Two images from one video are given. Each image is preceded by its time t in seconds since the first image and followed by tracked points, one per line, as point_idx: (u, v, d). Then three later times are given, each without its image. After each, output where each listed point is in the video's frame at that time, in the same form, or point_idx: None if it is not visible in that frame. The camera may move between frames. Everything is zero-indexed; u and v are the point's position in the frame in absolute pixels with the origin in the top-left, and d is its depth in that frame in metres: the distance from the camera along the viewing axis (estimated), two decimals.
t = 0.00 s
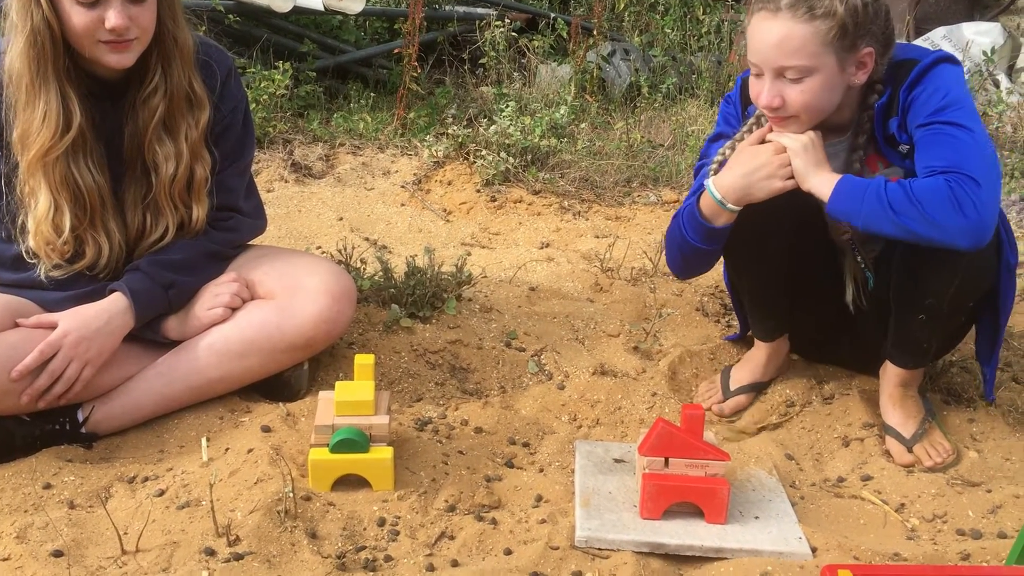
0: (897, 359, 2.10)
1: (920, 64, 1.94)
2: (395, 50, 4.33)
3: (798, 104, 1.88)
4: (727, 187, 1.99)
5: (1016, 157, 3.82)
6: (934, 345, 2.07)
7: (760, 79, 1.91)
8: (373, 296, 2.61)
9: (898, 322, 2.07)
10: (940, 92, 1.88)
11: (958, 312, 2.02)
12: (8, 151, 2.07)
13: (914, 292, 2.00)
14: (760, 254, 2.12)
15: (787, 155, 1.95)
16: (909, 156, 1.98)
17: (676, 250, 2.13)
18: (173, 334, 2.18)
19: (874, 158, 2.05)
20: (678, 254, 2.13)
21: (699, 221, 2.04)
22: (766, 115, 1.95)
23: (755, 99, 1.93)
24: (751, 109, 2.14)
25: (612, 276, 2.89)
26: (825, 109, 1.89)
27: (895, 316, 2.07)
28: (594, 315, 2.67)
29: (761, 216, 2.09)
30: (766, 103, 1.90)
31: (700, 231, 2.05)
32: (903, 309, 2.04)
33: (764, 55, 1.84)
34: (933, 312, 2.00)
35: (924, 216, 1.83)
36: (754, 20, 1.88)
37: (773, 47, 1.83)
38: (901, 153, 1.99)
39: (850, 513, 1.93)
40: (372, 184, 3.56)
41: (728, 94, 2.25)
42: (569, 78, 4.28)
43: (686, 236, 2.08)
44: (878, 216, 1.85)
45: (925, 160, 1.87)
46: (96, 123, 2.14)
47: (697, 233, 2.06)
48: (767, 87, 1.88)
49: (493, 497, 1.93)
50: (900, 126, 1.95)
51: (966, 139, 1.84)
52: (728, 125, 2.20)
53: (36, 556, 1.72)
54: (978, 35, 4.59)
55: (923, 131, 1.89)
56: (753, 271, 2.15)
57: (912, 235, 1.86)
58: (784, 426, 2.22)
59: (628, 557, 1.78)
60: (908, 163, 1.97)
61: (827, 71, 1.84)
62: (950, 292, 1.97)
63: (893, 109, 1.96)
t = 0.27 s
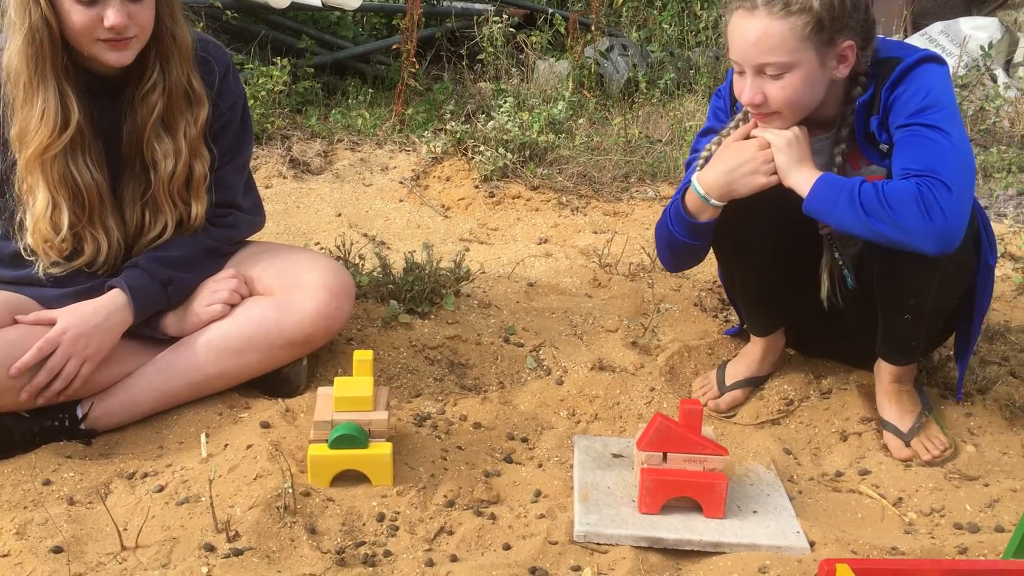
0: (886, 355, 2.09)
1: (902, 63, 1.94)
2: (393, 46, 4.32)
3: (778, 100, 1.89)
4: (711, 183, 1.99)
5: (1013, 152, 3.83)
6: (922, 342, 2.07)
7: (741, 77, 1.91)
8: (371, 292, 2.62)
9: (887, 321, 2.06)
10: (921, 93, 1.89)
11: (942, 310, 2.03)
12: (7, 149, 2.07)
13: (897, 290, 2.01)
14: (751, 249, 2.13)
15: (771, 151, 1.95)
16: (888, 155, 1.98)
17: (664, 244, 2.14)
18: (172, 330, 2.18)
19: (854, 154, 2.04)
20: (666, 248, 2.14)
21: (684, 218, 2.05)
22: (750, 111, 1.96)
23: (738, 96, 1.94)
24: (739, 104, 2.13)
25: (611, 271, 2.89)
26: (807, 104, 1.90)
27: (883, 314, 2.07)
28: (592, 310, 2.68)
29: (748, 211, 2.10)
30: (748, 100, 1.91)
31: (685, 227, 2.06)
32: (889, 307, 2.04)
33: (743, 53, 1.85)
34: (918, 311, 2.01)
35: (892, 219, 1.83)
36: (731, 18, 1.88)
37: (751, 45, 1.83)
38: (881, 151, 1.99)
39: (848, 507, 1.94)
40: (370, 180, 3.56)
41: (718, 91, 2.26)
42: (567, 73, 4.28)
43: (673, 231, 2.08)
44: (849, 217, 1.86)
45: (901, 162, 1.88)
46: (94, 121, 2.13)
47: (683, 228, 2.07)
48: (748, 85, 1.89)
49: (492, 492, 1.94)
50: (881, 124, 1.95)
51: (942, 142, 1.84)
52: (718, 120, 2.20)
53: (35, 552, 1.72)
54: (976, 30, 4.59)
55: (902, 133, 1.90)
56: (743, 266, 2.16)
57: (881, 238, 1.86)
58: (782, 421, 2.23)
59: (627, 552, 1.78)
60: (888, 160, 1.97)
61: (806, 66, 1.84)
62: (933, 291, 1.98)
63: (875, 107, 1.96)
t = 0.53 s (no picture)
0: (889, 350, 2.10)
1: (906, 57, 1.94)
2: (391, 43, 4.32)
3: (783, 97, 1.88)
4: (715, 179, 1.98)
5: (1012, 148, 3.82)
6: (925, 336, 2.07)
7: (745, 75, 1.90)
8: (369, 289, 2.61)
9: (888, 315, 2.06)
10: (926, 87, 1.89)
11: (946, 304, 2.02)
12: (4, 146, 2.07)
13: (901, 285, 2.00)
14: (751, 245, 2.13)
15: (775, 148, 1.94)
16: (893, 150, 1.97)
17: (666, 241, 2.13)
18: (169, 328, 2.18)
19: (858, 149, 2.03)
20: (668, 246, 2.13)
21: (687, 215, 2.05)
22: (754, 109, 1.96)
23: (742, 94, 1.93)
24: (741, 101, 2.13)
25: (609, 268, 2.89)
26: (811, 101, 1.90)
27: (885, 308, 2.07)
28: (590, 307, 2.67)
29: (749, 207, 2.09)
30: (752, 98, 1.90)
31: (689, 223, 2.05)
32: (893, 302, 2.04)
33: (746, 50, 1.84)
34: (922, 306, 2.01)
35: (902, 213, 1.83)
36: (734, 17, 1.88)
37: (755, 42, 1.83)
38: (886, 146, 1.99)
39: (846, 503, 1.94)
40: (369, 176, 3.56)
41: (719, 88, 2.25)
42: (565, 70, 4.27)
43: (676, 228, 2.07)
44: (859, 213, 1.85)
45: (909, 156, 1.87)
46: (91, 117, 2.13)
47: (686, 224, 2.06)
48: (752, 82, 1.89)
49: (490, 489, 1.93)
50: (885, 119, 1.95)
51: (950, 136, 1.84)
52: (719, 117, 2.20)
53: (33, 549, 1.72)
54: (975, 26, 4.59)
55: (907, 127, 1.89)
56: (744, 262, 2.16)
57: (892, 233, 1.86)
58: (781, 417, 2.22)
59: (625, 548, 1.78)
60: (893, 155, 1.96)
61: (812, 62, 1.84)
62: (937, 285, 1.97)
63: (878, 102, 1.95)
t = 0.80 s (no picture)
0: (890, 347, 2.10)
1: (916, 52, 1.95)
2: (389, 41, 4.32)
3: (798, 94, 1.88)
4: (727, 174, 1.97)
5: (1010, 147, 3.83)
6: (929, 332, 2.07)
7: (759, 71, 1.90)
8: (368, 288, 2.61)
9: (893, 310, 2.07)
10: (937, 81, 1.89)
11: (952, 300, 2.02)
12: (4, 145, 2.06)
13: (908, 279, 2.01)
14: (757, 241, 2.12)
15: (788, 144, 1.94)
16: (905, 144, 1.99)
17: (673, 239, 2.12)
18: (168, 326, 2.18)
19: (869, 145, 2.05)
20: (676, 243, 2.12)
21: (697, 210, 2.04)
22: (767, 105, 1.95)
23: (755, 92, 1.93)
24: (751, 97, 2.13)
25: (608, 267, 2.89)
26: (825, 98, 1.90)
27: (890, 303, 2.08)
28: (589, 305, 2.67)
29: (758, 203, 2.08)
30: (767, 95, 1.90)
31: (699, 219, 2.04)
32: (898, 297, 2.05)
33: (762, 47, 1.84)
34: (928, 300, 2.01)
35: (922, 205, 1.83)
36: (749, 12, 1.87)
37: (771, 39, 1.82)
38: (898, 141, 2.00)
39: (845, 501, 1.94)
40: (367, 175, 3.55)
41: (725, 85, 2.25)
42: (564, 68, 4.27)
43: (684, 224, 2.07)
44: (876, 207, 1.85)
45: (924, 149, 1.87)
46: (90, 116, 2.13)
47: (695, 220, 2.05)
48: (767, 79, 1.88)
49: (489, 487, 1.93)
50: (897, 114, 1.96)
51: (963, 128, 1.85)
52: (726, 114, 2.20)
53: (31, 548, 1.71)
54: (972, 25, 4.59)
55: (921, 120, 1.89)
56: (748, 258, 2.15)
57: (912, 225, 1.86)
58: (780, 416, 2.22)
59: (623, 546, 1.78)
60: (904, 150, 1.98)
61: (828, 59, 1.84)
62: (944, 280, 1.97)
63: (889, 98, 1.97)
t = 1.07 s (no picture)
0: (890, 346, 2.11)
1: (912, 51, 1.96)
2: (387, 42, 4.32)
3: (797, 92, 1.89)
4: (726, 171, 1.97)
5: (1006, 148, 3.84)
6: (926, 331, 2.08)
7: (758, 70, 1.90)
8: (365, 288, 2.62)
9: (891, 308, 2.08)
10: (933, 78, 1.90)
11: (951, 299, 2.03)
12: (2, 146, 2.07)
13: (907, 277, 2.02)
14: (756, 238, 2.12)
15: (787, 142, 1.94)
16: (903, 142, 1.99)
17: (671, 237, 2.13)
18: (164, 327, 2.18)
19: (867, 144, 2.06)
20: (674, 242, 2.13)
21: (696, 208, 2.04)
22: (766, 104, 1.96)
23: (754, 90, 1.94)
24: (749, 97, 2.13)
25: (605, 267, 2.89)
26: (824, 97, 1.90)
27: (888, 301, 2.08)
28: (586, 306, 2.68)
29: (758, 200, 2.09)
30: (766, 93, 1.90)
31: (697, 216, 2.04)
32: (897, 295, 2.05)
33: (762, 45, 1.84)
34: (926, 298, 2.02)
35: (922, 198, 1.83)
36: (748, 11, 1.88)
37: (771, 37, 1.83)
38: (895, 139, 2.01)
39: (841, 502, 1.94)
40: (364, 176, 3.56)
41: (723, 85, 2.26)
42: (561, 70, 4.28)
43: (683, 222, 2.07)
44: (876, 202, 1.86)
45: (922, 145, 1.88)
46: (87, 116, 2.13)
47: (693, 218, 2.05)
48: (767, 78, 1.89)
49: (486, 487, 1.94)
50: (894, 112, 1.97)
51: (962, 123, 1.86)
52: (724, 113, 2.20)
53: (28, 548, 1.71)
54: (969, 27, 4.60)
55: (918, 117, 1.90)
56: (745, 254, 2.15)
57: (913, 219, 1.86)
58: (776, 416, 2.23)
59: (620, 546, 1.78)
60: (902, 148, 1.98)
61: (827, 57, 1.85)
62: (943, 278, 1.98)
63: (886, 96, 1.98)
